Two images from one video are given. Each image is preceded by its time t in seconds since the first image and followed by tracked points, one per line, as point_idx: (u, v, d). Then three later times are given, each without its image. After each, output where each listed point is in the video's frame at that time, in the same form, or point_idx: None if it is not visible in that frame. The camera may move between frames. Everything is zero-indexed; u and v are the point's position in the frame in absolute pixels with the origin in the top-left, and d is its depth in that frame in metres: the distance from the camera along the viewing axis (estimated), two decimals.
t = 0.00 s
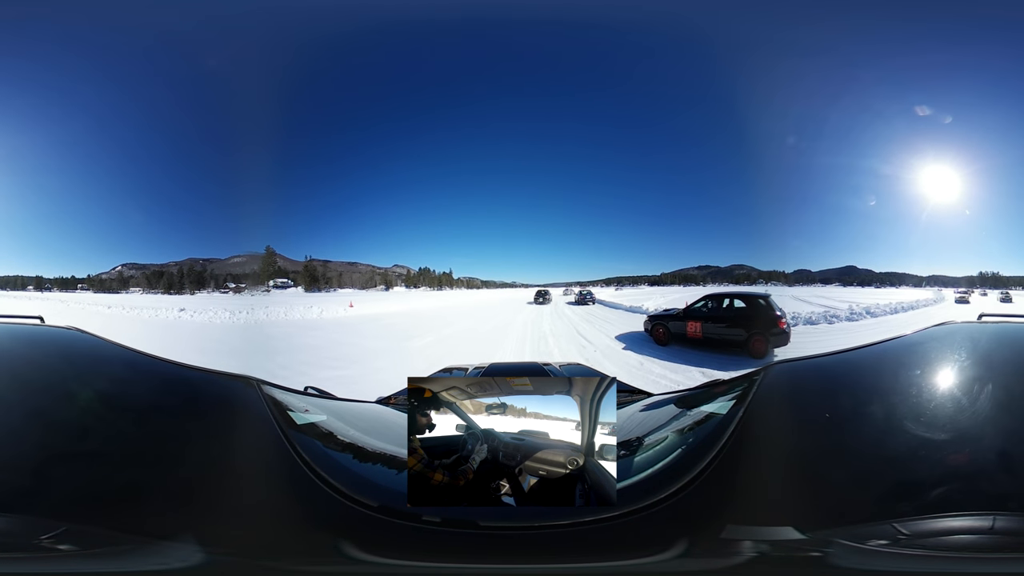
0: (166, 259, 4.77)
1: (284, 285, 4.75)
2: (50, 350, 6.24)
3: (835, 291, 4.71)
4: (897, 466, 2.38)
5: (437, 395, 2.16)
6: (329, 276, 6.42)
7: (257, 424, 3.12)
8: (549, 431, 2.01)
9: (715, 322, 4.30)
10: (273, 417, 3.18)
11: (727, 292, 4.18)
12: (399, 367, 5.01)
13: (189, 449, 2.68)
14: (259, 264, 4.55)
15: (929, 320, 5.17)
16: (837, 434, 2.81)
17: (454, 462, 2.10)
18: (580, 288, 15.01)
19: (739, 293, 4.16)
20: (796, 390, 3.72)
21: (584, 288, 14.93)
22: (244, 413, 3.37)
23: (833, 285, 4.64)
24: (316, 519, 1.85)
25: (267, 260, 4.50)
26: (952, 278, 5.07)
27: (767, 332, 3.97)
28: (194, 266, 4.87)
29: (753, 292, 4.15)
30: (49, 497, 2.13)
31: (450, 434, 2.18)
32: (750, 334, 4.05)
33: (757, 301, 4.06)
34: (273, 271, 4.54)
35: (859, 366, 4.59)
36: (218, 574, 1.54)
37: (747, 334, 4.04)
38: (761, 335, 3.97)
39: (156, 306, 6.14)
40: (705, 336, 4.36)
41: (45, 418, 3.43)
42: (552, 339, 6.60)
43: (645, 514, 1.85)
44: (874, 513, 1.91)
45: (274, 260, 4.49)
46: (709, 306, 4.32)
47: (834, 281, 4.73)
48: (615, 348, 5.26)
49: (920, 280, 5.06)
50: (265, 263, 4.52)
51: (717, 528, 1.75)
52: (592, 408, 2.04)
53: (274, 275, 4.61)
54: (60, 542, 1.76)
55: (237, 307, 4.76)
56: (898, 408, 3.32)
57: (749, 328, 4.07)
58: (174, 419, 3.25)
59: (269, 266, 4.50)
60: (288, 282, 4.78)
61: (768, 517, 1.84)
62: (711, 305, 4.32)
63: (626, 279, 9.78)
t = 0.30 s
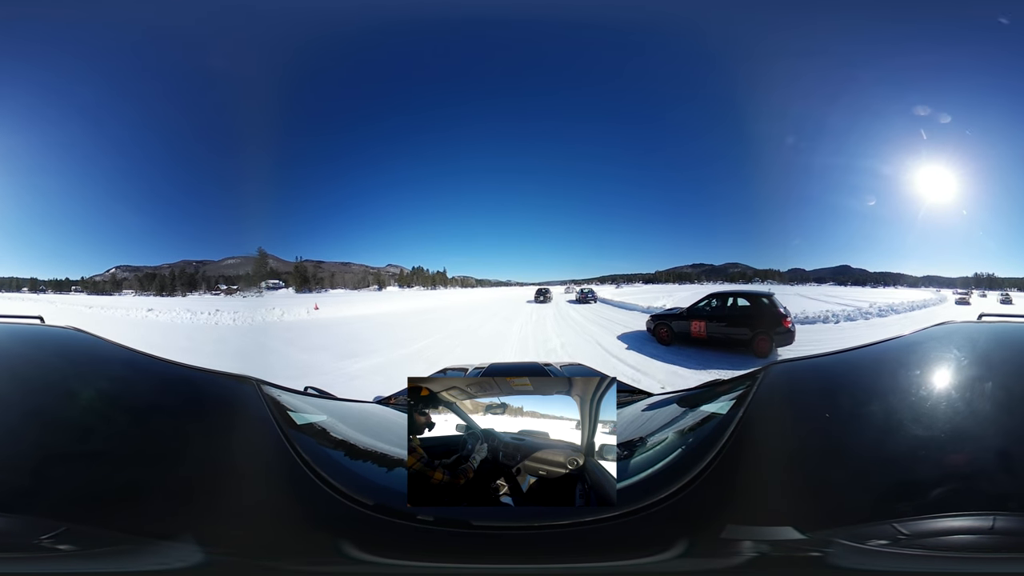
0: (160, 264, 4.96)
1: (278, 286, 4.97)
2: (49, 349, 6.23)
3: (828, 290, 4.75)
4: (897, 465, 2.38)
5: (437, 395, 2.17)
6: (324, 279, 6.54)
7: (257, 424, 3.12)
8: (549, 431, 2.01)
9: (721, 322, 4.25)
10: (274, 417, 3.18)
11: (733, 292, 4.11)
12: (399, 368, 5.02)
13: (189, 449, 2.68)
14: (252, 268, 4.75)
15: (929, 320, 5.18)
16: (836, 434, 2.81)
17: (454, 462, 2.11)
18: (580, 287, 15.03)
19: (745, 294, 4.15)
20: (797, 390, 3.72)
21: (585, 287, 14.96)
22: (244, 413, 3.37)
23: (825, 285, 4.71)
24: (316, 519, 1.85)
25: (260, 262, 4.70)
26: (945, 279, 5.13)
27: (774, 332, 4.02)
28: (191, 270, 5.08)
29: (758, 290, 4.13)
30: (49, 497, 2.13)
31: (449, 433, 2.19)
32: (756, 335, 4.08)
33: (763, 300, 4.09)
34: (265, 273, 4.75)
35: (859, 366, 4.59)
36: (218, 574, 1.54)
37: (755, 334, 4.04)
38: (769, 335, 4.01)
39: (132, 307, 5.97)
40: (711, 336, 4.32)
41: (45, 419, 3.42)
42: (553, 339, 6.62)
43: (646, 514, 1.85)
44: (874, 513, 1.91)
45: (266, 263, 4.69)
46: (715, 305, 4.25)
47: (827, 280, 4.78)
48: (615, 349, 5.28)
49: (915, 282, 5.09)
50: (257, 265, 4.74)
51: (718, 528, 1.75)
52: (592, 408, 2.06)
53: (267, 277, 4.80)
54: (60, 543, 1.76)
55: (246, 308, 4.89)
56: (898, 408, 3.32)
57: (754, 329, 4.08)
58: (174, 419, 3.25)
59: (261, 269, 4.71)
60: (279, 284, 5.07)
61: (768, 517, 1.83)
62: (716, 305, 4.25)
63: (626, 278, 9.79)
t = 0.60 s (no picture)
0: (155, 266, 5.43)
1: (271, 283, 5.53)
2: (49, 350, 6.23)
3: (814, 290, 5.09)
4: (897, 465, 2.38)
5: (438, 395, 2.21)
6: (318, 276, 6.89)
7: (258, 423, 3.12)
8: (549, 431, 2.07)
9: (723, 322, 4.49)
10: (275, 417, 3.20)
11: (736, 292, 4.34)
12: (399, 367, 5.03)
13: (189, 449, 2.68)
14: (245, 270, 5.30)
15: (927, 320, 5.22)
16: (836, 434, 2.81)
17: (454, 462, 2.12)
18: (580, 286, 15.06)
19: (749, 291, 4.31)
20: (796, 390, 3.73)
21: (585, 287, 15.02)
22: (245, 412, 3.38)
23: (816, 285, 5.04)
24: (315, 519, 1.85)
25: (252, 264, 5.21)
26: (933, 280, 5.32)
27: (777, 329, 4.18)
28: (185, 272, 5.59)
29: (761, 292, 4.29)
30: (49, 497, 2.13)
31: (450, 434, 2.22)
32: (758, 334, 4.31)
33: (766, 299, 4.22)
34: (258, 273, 5.29)
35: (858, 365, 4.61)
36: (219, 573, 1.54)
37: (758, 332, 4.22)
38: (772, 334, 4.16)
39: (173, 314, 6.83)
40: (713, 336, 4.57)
41: (44, 418, 3.42)
42: (553, 339, 6.67)
43: (647, 513, 1.85)
44: (874, 513, 1.91)
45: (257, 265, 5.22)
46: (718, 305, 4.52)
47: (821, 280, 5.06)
48: (615, 350, 5.34)
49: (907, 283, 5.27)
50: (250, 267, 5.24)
51: (718, 528, 1.75)
52: (592, 408, 2.09)
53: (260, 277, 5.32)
54: (60, 543, 1.76)
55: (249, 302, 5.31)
56: (897, 408, 3.33)
57: (756, 329, 4.30)
58: (175, 419, 3.26)
59: (254, 270, 5.23)
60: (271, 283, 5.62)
61: (768, 518, 1.83)
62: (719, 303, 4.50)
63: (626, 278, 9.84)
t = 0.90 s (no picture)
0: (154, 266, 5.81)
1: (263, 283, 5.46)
2: (48, 350, 6.23)
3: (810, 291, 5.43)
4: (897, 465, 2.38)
5: (437, 395, 2.21)
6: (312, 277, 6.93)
7: (257, 423, 3.13)
8: (550, 431, 2.09)
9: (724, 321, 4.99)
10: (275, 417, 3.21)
11: (740, 293, 4.85)
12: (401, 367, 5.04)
13: (189, 448, 2.69)
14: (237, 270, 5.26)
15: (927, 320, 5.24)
16: (836, 434, 2.81)
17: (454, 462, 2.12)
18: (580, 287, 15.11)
19: (752, 293, 4.82)
20: (796, 390, 3.73)
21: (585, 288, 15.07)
22: (245, 412, 3.38)
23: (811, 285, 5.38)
24: (315, 519, 1.86)
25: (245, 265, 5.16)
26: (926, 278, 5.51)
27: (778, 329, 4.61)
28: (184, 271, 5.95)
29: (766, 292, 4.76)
30: (49, 497, 2.13)
31: (449, 434, 2.23)
32: (762, 334, 4.69)
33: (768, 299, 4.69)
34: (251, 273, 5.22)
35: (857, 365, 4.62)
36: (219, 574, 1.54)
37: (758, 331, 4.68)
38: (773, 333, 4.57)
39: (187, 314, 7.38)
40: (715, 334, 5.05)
41: (44, 418, 3.43)
42: (554, 339, 6.71)
43: (647, 513, 1.84)
44: (874, 513, 1.91)
45: (250, 266, 5.17)
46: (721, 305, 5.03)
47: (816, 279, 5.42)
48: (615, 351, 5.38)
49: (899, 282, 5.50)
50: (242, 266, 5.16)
51: (718, 528, 1.75)
52: (592, 408, 2.10)
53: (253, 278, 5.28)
54: (60, 543, 1.76)
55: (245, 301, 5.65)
56: (897, 407, 3.33)
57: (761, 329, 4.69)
58: (174, 419, 3.26)
59: (247, 270, 5.17)
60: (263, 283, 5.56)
61: (767, 517, 1.84)
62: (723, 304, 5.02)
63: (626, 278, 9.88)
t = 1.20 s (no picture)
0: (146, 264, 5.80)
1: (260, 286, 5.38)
2: (49, 350, 6.21)
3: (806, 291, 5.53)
4: (897, 465, 2.38)
5: (437, 395, 2.20)
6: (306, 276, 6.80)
7: (258, 422, 3.13)
8: (549, 431, 2.08)
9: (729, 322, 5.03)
10: (275, 417, 3.20)
11: (744, 295, 4.95)
12: (402, 368, 5.06)
13: (189, 449, 2.69)
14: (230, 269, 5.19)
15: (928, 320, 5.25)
16: (836, 434, 2.81)
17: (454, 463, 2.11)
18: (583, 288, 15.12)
19: (756, 294, 4.89)
20: (797, 390, 3.73)
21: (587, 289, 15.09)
22: (246, 412, 3.39)
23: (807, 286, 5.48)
24: (314, 518, 1.86)
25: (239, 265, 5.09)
26: (920, 278, 5.62)
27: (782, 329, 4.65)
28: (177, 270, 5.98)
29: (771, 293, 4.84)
30: (50, 497, 2.13)
31: (449, 434, 2.24)
32: (765, 334, 4.76)
33: (772, 301, 4.78)
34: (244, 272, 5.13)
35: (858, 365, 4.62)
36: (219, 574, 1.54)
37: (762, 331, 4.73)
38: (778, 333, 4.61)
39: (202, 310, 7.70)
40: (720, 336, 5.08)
41: (45, 418, 3.42)
42: (556, 340, 6.75)
43: (647, 513, 1.84)
44: (874, 513, 1.91)
45: (244, 266, 5.11)
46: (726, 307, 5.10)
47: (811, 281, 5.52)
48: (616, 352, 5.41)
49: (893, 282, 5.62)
50: (236, 266, 5.10)
51: (718, 528, 1.75)
52: (592, 408, 2.10)
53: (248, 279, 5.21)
54: (59, 543, 1.76)
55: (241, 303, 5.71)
56: (898, 407, 3.33)
57: (765, 329, 4.76)
58: (175, 419, 3.26)
59: (239, 270, 5.11)
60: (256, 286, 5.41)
61: (767, 518, 1.83)
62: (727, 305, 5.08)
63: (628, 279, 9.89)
